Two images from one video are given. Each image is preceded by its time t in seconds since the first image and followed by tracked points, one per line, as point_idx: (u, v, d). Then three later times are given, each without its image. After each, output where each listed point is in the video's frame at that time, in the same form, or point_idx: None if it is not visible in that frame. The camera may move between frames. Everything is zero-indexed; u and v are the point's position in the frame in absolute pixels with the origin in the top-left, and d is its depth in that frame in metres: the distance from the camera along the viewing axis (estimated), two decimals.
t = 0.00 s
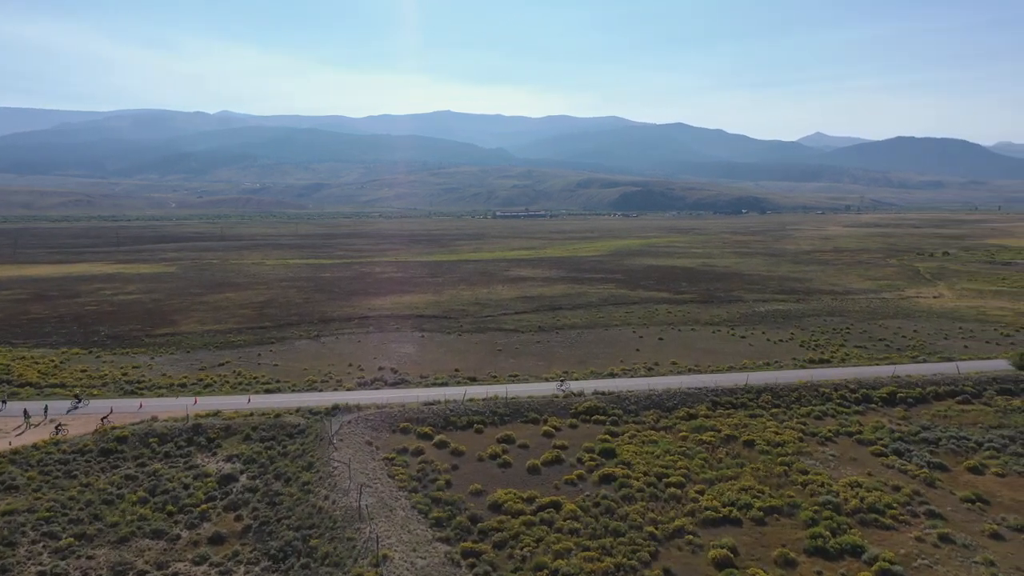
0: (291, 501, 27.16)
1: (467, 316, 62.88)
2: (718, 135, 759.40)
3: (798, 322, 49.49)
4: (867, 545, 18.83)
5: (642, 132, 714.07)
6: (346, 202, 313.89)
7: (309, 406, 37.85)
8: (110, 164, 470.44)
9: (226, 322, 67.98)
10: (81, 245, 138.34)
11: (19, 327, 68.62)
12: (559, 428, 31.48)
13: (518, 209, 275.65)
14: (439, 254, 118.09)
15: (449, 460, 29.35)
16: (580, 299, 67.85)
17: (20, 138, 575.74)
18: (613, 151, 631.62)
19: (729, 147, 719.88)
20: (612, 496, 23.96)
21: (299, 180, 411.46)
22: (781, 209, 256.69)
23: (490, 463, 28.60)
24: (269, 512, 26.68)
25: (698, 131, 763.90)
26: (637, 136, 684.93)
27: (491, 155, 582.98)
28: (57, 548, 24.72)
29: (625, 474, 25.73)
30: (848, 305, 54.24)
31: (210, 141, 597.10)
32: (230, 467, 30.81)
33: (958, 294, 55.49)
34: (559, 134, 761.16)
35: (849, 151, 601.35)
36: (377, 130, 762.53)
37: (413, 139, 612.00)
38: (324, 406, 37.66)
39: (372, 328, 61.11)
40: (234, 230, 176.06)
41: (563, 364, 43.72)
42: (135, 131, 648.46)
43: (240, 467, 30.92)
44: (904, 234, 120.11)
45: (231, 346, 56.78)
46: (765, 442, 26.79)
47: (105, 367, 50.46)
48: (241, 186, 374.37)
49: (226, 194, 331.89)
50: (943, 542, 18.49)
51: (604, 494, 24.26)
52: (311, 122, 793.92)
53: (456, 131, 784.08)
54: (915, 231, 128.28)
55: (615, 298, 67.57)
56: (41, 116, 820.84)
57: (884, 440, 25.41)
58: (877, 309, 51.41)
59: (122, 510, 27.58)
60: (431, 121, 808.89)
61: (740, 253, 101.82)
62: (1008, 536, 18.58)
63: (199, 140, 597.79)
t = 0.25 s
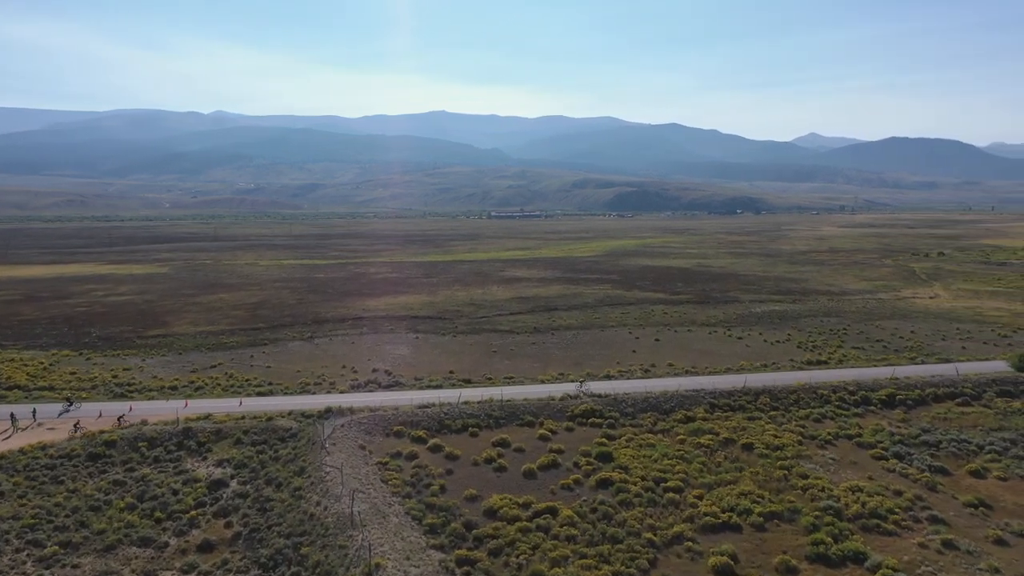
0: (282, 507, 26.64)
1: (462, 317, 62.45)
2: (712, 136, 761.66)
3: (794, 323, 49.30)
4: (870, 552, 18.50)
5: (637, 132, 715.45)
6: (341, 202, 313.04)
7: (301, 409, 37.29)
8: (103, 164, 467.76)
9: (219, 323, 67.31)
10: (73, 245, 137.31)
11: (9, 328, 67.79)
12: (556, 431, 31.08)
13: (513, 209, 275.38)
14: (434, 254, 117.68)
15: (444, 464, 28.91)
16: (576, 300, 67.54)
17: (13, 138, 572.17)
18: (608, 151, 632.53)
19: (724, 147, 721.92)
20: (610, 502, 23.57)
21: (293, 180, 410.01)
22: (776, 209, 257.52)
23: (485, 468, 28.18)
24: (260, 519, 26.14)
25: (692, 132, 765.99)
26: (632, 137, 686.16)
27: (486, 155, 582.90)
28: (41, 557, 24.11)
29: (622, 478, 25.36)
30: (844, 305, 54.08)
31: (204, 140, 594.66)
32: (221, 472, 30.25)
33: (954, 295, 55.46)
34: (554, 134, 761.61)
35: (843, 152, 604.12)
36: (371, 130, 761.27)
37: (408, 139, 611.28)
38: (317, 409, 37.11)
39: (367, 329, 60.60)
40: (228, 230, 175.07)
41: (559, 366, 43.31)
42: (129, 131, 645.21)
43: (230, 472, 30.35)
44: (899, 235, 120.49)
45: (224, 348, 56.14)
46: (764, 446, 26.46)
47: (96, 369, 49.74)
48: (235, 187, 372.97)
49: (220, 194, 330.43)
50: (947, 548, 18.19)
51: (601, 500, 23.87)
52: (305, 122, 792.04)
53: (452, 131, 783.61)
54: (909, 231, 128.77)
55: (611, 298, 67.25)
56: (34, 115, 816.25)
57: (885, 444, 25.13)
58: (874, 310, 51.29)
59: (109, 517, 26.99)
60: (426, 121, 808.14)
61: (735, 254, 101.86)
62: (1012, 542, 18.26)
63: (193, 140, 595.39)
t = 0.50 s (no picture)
0: (274, 512, 26.18)
1: (457, 318, 62.02)
2: (707, 136, 763.53)
3: (790, 323, 49.12)
4: (871, 557, 18.26)
5: (633, 133, 716.46)
6: (336, 202, 311.94)
7: (294, 412, 36.78)
8: (96, 164, 464.84)
9: (212, 324, 66.67)
10: (66, 246, 136.19)
11: None
12: (551, 434, 30.73)
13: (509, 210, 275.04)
14: (430, 254, 117.23)
15: (438, 468, 28.52)
16: (571, 300, 67.28)
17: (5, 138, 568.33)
18: (603, 151, 633.05)
19: (719, 147, 723.60)
20: (607, 506, 23.26)
21: (288, 180, 408.49)
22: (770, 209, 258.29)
23: (480, 472, 27.81)
24: (251, 525, 25.68)
25: (687, 132, 767.66)
26: (627, 137, 687.12)
27: (482, 155, 582.46)
28: (26, 565, 23.57)
29: (620, 482, 25.05)
30: (840, 306, 53.96)
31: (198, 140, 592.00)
32: (211, 477, 29.76)
33: (950, 295, 55.44)
34: (549, 134, 761.79)
35: (837, 152, 606.50)
36: (366, 130, 759.78)
37: (403, 139, 610.33)
38: (310, 412, 36.63)
39: (361, 330, 60.08)
40: (222, 231, 174.08)
41: (555, 367, 42.97)
42: (122, 131, 641.65)
43: (222, 476, 29.89)
44: (893, 235, 120.80)
45: (217, 349, 55.49)
46: (762, 450, 26.19)
47: (87, 371, 49.11)
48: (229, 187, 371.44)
49: (214, 194, 328.83)
50: (950, 553, 17.94)
51: (599, 504, 23.53)
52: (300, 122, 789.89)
53: (447, 131, 782.71)
54: (903, 231, 129.14)
55: (607, 299, 67.00)
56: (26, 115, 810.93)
57: (884, 446, 24.93)
58: (870, 310, 51.18)
59: (97, 523, 26.46)
60: (421, 121, 807.00)
61: (731, 254, 101.82)
62: (1015, 547, 18.02)
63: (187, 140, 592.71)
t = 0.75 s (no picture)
0: (262, 518, 25.64)
1: (449, 318, 61.58)
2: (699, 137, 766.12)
3: (784, 324, 49.01)
4: (871, 563, 18.00)
5: (625, 133, 717.57)
6: (328, 202, 310.42)
7: (284, 414, 36.18)
8: (85, 164, 460.19)
9: (202, 325, 65.90)
10: (54, 246, 134.63)
11: None
12: (546, 437, 30.36)
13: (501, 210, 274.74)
14: (422, 254, 116.70)
15: (430, 472, 28.09)
16: (564, 300, 66.98)
17: None
18: (596, 151, 633.77)
19: (711, 147, 726.01)
20: (602, 511, 22.88)
21: (280, 180, 406.27)
22: (763, 209, 259.17)
23: (473, 475, 27.41)
24: (238, 531, 25.11)
25: (679, 133, 770.07)
26: (619, 137, 688.05)
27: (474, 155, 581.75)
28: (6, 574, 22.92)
29: (614, 485, 24.71)
30: (834, 306, 53.87)
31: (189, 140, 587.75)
32: (199, 482, 29.14)
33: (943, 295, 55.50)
34: (542, 134, 762.00)
35: (829, 153, 610.07)
36: (358, 130, 757.16)
37: (395, 140, 608.80)
38: (300, 414, 36.08)
39: (353, 331, 59.52)
40: (212, 231, 172.55)
41: (548, 369, 42.56)
42: (112, 130, 636.40)
43: (209, 480, 29.29)
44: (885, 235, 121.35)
45: (207, 351, 54.78)
46: (758, 452, 25.95)
47: (73, 374, 48.24)
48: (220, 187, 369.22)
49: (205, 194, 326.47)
50: (950, 559, 17.70)
51: (593, 509, 23.18)
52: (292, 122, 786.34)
53: (439, 131, 781.18)
54: (894, 231, 129.78)
55: (600, 299, 66.69)
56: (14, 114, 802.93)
57: (881, 448, 24.73)
58: (864, 310, 51.16)
59: (81, 530, 25.83)
60: (414, 121, 805.38)
61: (724, 254, 101.90)
62: (1016, 551, 17.80)
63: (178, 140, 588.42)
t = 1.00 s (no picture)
0: (249, 523, 25.07)
1: (440, 319, 61.11)
2: (689, 137, 768.94)
3: (776, 324, 48.94)
4: (867, 567, 17.77)
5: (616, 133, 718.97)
6: (318, 202, 308.65)
7: (272, 417, 35.57)
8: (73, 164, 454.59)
9: (190, 326, 65.04)
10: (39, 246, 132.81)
11: None
12: (537, 439, 30.02)
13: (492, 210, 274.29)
14: (413, 254, 116.10)
15: (420, 475, 27.65)
16: (555, 300, 66.67)
17: None
18: (587, 151, 634.48)
19: (701, 148, 728.82)
20: (594, 515, 22.56)
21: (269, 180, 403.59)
22: (753, 209, 260.23)
23: (464, 479, 27.00)
24: (224, 537, 24.53)
25: (670, 133, 772.75)
26: (610, 137, 689.29)
27: (465, 155, 580.75)
28: None
29: (607, 488, 24.39)
30: (824, 306, 53.88)
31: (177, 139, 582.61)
32: (184, 486, 28.50)
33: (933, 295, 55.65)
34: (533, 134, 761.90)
35: (818, 153, 614.19)
36: (349, 130, 753.94)
37: (386, 139, 606.75)
38: (288, 416, 35.48)
39: (342, 332, 58.89)
40: (201, 231, 170.92)
41: (539, 370, 42.19)
42: (99, 129, 629.99)
43: (195, 485, 28.65)
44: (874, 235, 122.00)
45: (194, 352, 53.98)
46: (752, 454, 25.73)
47: (58, 376, 47.36)
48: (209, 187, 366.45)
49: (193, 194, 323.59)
50: (946, 563, 17.52)
51: (586, 513, 22.84)
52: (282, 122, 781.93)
53: (430, 131, 779.25)
54: (883, 231, 130.48)
55: (591, 299, 66.46)
56: None
57: (875, 450, 24.59)
58: (854, 310, 51.20)
59: (62, 537, 25.15)
60: (404, 121, 803.03)
61: (714, 254, 102.05)
62: (1012, 554, 17.65)
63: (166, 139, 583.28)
